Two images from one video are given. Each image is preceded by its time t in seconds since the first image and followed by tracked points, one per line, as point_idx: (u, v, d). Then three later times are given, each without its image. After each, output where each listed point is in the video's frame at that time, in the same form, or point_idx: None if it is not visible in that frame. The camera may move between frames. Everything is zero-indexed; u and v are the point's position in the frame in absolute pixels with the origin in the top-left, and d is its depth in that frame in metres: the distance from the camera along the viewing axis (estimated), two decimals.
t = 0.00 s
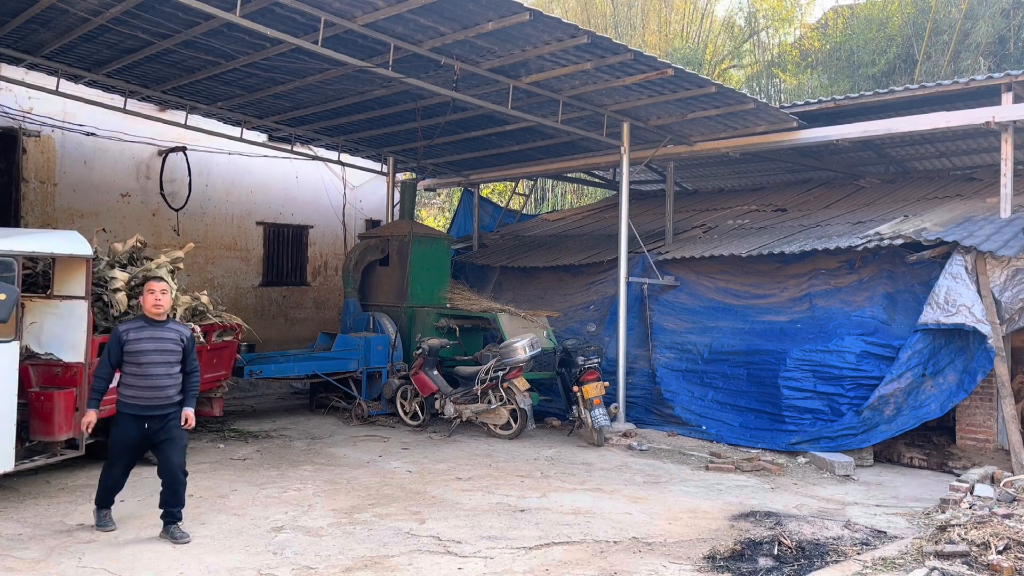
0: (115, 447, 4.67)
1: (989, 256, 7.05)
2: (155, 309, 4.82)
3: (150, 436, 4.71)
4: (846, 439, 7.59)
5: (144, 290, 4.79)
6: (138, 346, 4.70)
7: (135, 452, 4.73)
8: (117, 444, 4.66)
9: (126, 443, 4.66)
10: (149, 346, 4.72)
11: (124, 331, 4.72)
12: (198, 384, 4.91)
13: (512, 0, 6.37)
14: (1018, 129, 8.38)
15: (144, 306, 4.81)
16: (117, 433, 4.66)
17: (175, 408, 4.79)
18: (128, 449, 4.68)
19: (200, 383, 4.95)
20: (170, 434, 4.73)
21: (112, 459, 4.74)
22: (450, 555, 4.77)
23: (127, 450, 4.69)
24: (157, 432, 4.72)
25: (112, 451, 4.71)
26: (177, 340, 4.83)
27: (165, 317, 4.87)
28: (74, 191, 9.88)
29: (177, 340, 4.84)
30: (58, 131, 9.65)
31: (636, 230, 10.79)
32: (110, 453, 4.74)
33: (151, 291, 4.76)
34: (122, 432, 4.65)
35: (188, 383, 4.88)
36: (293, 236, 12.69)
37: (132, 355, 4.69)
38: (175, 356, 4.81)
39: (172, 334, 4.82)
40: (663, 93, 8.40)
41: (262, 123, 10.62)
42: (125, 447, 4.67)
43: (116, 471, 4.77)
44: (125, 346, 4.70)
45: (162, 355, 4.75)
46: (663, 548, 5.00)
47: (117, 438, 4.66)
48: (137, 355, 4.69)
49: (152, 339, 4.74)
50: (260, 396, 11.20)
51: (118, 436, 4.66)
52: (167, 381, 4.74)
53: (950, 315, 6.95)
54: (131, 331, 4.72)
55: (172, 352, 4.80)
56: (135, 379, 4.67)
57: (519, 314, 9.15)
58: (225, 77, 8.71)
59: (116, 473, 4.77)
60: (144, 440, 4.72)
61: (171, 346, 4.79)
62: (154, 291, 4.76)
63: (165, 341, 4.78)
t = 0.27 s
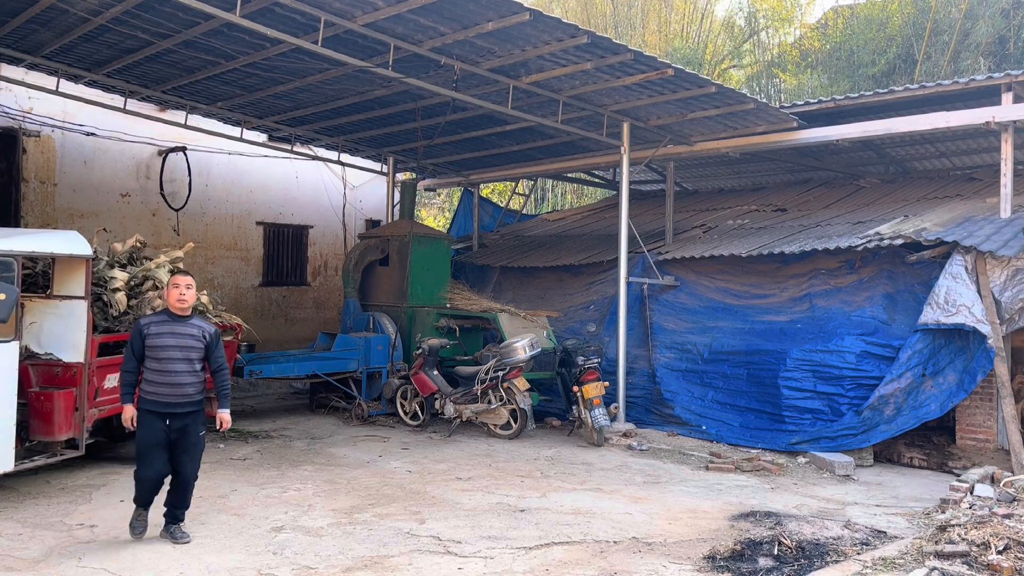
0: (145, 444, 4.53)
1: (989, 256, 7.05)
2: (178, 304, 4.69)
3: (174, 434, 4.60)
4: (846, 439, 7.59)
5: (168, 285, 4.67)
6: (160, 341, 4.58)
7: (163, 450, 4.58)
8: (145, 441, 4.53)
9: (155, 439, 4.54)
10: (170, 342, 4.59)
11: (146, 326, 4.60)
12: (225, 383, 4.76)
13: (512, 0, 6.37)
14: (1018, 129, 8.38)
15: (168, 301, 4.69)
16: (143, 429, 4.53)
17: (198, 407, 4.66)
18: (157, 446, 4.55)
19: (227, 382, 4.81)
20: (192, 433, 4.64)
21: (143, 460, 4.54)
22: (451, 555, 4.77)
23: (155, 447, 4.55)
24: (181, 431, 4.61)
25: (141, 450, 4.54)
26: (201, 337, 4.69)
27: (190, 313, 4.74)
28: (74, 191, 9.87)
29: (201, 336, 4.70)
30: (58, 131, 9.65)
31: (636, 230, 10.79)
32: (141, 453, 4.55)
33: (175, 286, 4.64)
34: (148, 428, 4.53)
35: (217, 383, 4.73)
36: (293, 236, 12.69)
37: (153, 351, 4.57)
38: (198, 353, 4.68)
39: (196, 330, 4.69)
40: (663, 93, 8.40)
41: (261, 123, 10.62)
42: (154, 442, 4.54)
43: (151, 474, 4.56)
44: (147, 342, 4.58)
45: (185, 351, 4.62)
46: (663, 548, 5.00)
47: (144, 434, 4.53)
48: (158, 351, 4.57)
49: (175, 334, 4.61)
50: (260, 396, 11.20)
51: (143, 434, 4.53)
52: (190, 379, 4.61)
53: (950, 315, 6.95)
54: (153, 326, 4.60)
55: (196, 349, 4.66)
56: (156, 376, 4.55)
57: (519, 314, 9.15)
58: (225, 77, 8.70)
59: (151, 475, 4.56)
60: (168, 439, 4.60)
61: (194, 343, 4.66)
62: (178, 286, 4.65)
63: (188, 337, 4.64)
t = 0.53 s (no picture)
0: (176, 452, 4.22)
1: (989, 256, 7.05)
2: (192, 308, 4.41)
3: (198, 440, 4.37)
4: (846, 439, 7.59)
5: (182, 289, 4.36)
6: (178, 348, 4.30)
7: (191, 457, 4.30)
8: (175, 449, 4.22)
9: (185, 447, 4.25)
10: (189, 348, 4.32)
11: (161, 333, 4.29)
12: (241, 384, 4.60)
13: (512, 0, 6.37)
14: (1018, 129, 8.38)
15: (181, 306, 4.40)
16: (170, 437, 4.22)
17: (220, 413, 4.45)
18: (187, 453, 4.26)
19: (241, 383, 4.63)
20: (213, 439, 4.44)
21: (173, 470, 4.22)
22: (451, 554, 4.77)
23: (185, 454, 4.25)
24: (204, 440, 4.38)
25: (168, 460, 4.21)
26: (219, 340, 4.45)
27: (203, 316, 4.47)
28: (74, 191, 9.88)
29: (218, 339, 4.46)
30: (58, 131, 9.65)
31: (636, 230, 10.79)
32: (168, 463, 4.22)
33: (192, 293, 4.34)
34: (176, 436, 4.23)
35: (233, 385, 4.56)
36: (293, 236, 12.70)
37: (172, 358, 4.28)
38: (217, 357, 4.45)
39: (213, 334, 4.44)
40: (663, 93, 8.40)
41: (262, 123, 10.62)
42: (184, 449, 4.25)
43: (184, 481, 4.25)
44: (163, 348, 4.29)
45: (205, 357, 4.37)
46: (663, 548, 5.00)
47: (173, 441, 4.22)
48: (178, 359, 4.29)
49: (192, 340, 4.35)
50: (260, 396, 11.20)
51: (169, 444, 4.22)
52: (212, 384, 4.38)
53: (950, 315, 6.95)
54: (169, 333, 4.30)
55: (215, 353, 4.42)
56: (176, 383, 4.27)
57: (519, 314, 9.15)
58: (225, 77, 8.71)
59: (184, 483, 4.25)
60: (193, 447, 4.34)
61: (213, 347, 4.42)
62: (194, 292, 4.35)
63: (207, 341, 4.39)
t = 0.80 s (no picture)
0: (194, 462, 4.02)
1: (989, 256, 7.05)
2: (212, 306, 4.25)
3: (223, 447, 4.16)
4: (846, 439, 7.59)
5: (205, 286, 4.18)
6: (203, 349, 4.11)
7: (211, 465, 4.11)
8: (194, 459, 4.02)
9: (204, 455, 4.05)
10: (213, 348, 4.15)
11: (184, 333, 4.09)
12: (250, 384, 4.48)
13: (512, 0, 6.37)
14: (1018, 129, 8.38)
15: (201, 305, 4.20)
16: (190, 445, 4.03)
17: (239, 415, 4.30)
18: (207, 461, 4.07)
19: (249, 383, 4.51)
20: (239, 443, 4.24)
21: (189, 482, 4.02)
22: (451, 554, 4.77)
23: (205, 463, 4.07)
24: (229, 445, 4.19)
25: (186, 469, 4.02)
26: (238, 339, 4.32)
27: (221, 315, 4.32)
28: (74, 191, 9.87)
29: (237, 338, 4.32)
30: (58, 131, 9.64)
31: (636, 230, 10.79)
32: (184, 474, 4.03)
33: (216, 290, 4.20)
34: (197, 443, 4.04)
35: (245, 386, 4.38)
36: (293, 236, 12.71)
37: (197, 360, 4.09)
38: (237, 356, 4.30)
39: (233, 332, 4.30)
40: (663, 93, 8.40)
41: (262, 123, 10.62)
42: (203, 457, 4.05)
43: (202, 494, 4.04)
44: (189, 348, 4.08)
45: (227, 356, 4.22)
46: (663, 548, 5.00)
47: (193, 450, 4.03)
48: (203, 359, 4.10)
49: (216, 340, 4.18)
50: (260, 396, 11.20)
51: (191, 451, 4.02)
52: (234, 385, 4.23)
53: (950, 315, 6.95)
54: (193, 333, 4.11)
55: (236, 353, 4.28)
56: (203, 386, 4.08)
57: (519, 314, 9.15)
58: (225, 77, 8.71)
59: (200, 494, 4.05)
60: (217, 454, 4.15)
61: (234, 346, 4.28)
62: (217, 290, 4.20)
63: (229, 340, 4.25)
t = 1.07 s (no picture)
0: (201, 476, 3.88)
1: (989, 256, 7.05)
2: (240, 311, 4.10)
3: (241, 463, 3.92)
4: (846, 439, 7.59)
5: (230, 290, 4.03)
6: (231, 354, 3.96)
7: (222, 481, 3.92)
8: (202, 473, 3.88)
9: (211, 472, 3.88)
10: (241, 354, 4.00)
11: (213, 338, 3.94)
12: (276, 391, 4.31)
13: (512, 0, 6.37)
14: (1018, 129, 8.38)
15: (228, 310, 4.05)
16: (200, 457, 3.88)
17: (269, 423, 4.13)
18: (216, 477, 3.90)
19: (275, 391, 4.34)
20: (262, 460, 3.95)
21: (195, 490, 3.91)
22: (451, 554, 4.77)
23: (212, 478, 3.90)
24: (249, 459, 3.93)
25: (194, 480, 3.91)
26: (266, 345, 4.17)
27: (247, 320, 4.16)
28: (74, 191, 9.87)
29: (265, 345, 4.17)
30: (58, 131, 9.64)
31: (636, 230, 10.79)
32: (193, 484, 3.92)
33: (244, 294, 4.04)
34: (207, 457, 3.87)
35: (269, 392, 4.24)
36: (293, 236, 12.72)
37: (225, 366, 3.94)
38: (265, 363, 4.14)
39: (261, 339, 4.15)
40: (663, 93, 8.40)
41: (262, 123, 10.62)
42: (211, 473, 3.88)
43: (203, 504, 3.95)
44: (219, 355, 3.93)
45: (256, 362, 4.06)
46: (663, 548, 5.00)
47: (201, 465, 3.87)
48: (230, 365, 3.95)
49: (244, 345, 4.03)
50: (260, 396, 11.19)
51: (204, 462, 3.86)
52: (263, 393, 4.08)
53: (950, 315, 6.95)
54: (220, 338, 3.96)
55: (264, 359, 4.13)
56: (233, 393, 3.94)
57: (519, 314, 9.15)
58: (225, 77, 8.71)
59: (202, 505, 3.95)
60: (237, 466, 3.92)
61: (262, 353, 4.12)
62: (245, 294, 4.05)
63: (257, 346, 4.09)
